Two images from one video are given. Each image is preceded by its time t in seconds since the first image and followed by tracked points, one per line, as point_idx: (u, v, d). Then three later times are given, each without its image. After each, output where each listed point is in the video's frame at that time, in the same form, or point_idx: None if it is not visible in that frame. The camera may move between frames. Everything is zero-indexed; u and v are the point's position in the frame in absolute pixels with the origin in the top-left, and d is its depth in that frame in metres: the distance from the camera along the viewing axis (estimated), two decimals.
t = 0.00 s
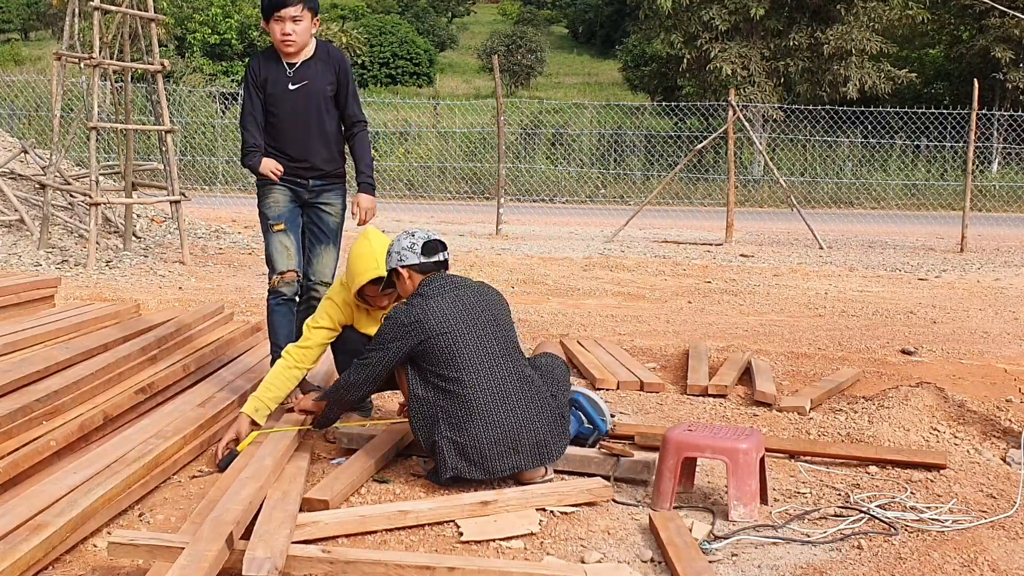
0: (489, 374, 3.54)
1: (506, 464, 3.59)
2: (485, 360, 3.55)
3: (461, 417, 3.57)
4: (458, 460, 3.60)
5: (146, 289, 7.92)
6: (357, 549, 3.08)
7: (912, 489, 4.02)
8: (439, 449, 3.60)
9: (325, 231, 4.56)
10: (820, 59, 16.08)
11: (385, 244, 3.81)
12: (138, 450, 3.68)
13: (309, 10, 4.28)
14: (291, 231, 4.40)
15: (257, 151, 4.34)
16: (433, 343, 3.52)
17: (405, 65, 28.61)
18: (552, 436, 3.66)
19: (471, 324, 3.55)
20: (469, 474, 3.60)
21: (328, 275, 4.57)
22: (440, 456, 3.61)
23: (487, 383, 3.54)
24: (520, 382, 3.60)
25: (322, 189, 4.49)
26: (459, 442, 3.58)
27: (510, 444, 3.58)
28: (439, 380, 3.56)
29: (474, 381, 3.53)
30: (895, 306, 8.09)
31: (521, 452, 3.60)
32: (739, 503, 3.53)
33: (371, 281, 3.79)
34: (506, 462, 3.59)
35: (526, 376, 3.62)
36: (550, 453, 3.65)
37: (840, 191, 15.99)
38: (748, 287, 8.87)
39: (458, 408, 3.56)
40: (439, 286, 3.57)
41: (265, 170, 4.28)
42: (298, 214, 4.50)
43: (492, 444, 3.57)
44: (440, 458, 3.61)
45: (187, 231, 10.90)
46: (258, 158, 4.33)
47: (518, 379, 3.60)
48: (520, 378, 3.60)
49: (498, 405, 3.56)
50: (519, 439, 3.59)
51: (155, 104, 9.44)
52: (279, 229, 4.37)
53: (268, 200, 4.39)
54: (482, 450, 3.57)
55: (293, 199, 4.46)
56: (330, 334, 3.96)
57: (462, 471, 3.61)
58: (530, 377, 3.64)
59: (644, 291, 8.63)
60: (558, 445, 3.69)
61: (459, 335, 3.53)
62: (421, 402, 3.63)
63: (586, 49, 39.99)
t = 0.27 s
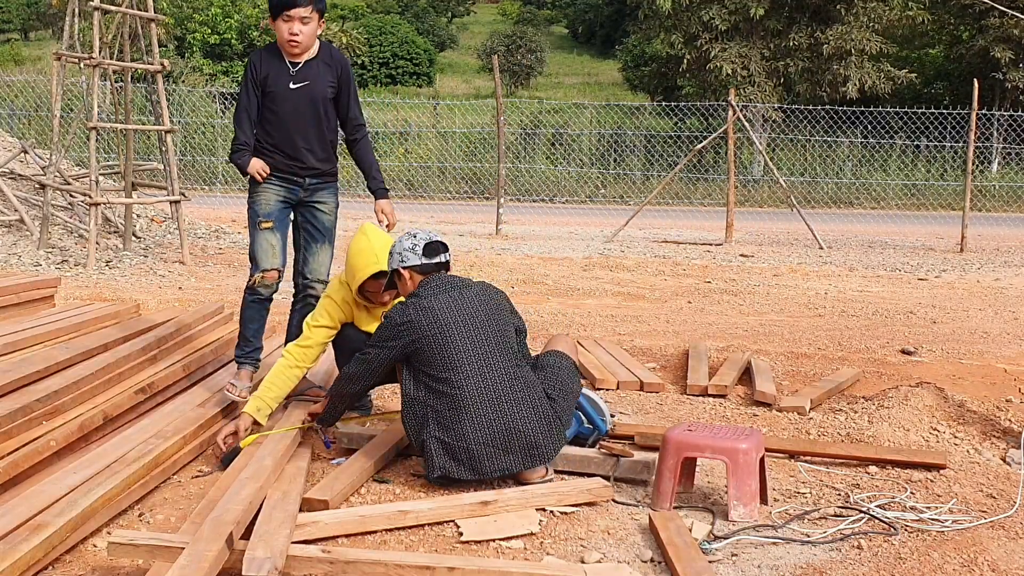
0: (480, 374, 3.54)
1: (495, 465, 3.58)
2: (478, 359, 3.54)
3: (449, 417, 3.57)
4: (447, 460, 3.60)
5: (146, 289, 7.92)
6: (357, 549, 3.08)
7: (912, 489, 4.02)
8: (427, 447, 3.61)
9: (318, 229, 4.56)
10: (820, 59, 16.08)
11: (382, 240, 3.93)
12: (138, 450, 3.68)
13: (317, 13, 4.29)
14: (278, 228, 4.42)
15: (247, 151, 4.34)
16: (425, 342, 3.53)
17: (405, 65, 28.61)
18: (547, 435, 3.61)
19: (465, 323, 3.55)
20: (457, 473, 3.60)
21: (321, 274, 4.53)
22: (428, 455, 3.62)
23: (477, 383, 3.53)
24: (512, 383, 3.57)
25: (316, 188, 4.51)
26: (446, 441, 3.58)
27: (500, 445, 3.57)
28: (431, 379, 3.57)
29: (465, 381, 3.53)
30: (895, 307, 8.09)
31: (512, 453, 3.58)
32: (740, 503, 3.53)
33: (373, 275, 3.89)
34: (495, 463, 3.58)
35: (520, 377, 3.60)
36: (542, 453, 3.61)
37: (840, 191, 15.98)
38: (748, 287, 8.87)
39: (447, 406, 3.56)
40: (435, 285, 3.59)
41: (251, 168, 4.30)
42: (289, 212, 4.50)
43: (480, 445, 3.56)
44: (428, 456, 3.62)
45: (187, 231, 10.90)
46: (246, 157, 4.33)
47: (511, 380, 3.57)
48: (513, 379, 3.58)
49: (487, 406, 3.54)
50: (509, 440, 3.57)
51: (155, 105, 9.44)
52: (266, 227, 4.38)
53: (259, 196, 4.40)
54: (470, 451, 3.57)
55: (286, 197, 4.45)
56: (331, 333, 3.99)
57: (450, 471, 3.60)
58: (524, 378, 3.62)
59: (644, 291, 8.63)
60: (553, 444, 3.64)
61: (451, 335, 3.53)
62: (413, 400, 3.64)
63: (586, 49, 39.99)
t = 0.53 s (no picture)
0: (476, 376, 3.53)
1: (484, 465, 3.59)
2: (474, 361, 3.53)
3: (442, 415, 3.58)
4: (437, 457, 3.62)
5: (146, 289, 7.92)
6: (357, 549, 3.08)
7: (912, 489, 4.02)
8: (419, 444, 3.63)
9: (306, 229, 4.55)
10: (820, 59, 16.08)
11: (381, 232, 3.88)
12: (138, 450, 3.68)
13: (311, 18, 4.30)
14: (261, 237, 4.42)
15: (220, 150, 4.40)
16: (421, 340, 3.54)
17: (405, 65, 28.61)
18: (537, 434, 3.60)
19: (464, 324, 3.54)
20: (447, 471, 3.62)
21: (312, 274, 4.50)
22: (419, 451, 3.64)
23: (471, 383, 3.53)
24: (508, 385, 3.56)
25: (303, 189, 4.51)
26: (438, 439, 3.60)
27: (492, 446, 3.57)
28: (426, 377, 3.59)
29: (459, 380, 3.53)
30: (895, 306, 8.09)
31: (503, 453, 3.58)
32: (740, 503, 3.53)
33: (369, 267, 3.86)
34: (486, 463, 3.58)
35: (515, 379, 3.58)
36: (533, 452, 3.60)
37: (840, 191, 15.98)
38: (748, 287, 8.87)
39: (441, 405, 3.57)
40: (436, 284, 3.57)
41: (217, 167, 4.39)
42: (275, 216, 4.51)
43: (470, 444, 3.56)
44: (419, 453, 3.64)
45: (187, 231, 10.90)
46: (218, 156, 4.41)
47: (507, 383, 3.56)
48: (509, 382, 3.57)
49: (481, 408, 3.53)
50: (501, 441, 3.57)
51: (155, 104, 9.44)
52: (247, 236, 4.38)
53: (244, 203, 4.42)
54: (460, 450, 3.57)
55: (271, 201, 4.45)
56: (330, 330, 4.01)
57: (440, 469, 3.62)
58: (521, 380, 3.60)
59: (643, 291, 8.63)
60: (544, 444, 3.62)
61: (448, 334, 3.52)
62: (409, 397, 3.66)
63: (586, 49, 39.99)
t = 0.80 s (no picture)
0: (479, 377, 3.53)
1: (483, 467, 3.58)
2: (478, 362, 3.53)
3: (444, 415, 3.58)
4: (436, 458, 3.62)
5: (146, 289, 7.92)
6: (357, 549, 3.08)
7: (912, 489, 4.01)
8: (418, 444, 3.63)
9: (286, 227, 4.53)
10: (820, 59, 16.07)
11: (381, 231, 3.88)
12: (138, 450, 3.68)
13: (272, 19, 4.25)
14: (232, 240, 4.46)
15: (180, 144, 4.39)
16: (425, 339, 3.54)
17: (405, 65, 28.60)
18: (536, 441, 3.61)
19: (469, 325, 3.54)
20: (445, 473, 3.62)
21: (297, 272, 4.51)
22: (418, 451, 3.63)
23: (474, 384, 3.53)
24: (510, 388, 3.56)
25: (275, 189, 4.47)
26: (438, 440, 3.60)
27: (492, 448, 3.56)
28: (428, 376, 3.58)
29: (462, 381, 3.53)
30: (895, 306, 8.10)
31: (502, 457, 3.58)
32: (740, 503, 3.53)
33: (367, 266, 3.85)
34: (484, 466, 3.58)
35: (516, 382, 3.58)
36: (532, 460, 3.62)
37: (840, 191, 15.98)
38: (748, 287, 8.87)
39: (442, 406, 3.57)
40: (441, 280, 3.56)
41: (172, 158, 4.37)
42: (250, 219, 4.53)
43: (471, 446, 3.56)
44: (419, 453, 3.63)
45: (187, 231, 10.90)
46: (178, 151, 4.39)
47: (508, 384, 3.56)
48: (511, 384, 3.57)
49: (482, 410, 3.53)
50: (500, 444, 3.56)
51: (155, 104, 9.44)
52: (218, 239, 4.44)
53: (217, 206, 4.45)
54: (460, 451, 3.57)
55: (243, 203, 4.47)
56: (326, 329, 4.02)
57: (438, 470, 3.62)
58: (523, 383, 3.60)
59: (643, 292, 8.63)
60: (543, 450, 3.64)
61: (453, 334, 3.52)
62: (410, 396, 3.66)
63: (587, 49, 40.01)
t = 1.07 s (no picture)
0: (489, 382, 3.54)
1: (491, 471, 3.59)
2: (490, 367, 3.54)
3: (454, 420, 3.57)
4: (444, 462, 3.62)
5: (146, 289, 7.92)
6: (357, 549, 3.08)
7: (912, 489, 4.01)
8: (426, 448, 3.63)
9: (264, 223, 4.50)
10: (820, 59, 16.07)
11: (388, 233, 3.91)
12: (138, 450, 3.67)
13: (243, 18, 4.25)
14: (214, 235, 4.44)
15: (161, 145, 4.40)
16: (439, 343, 3.52)
17: (405, 65, 28.60)
18: (541, 445, 3.62)
19: (482, 329, 3.54)
20: (452, 477, 3.62)
21: (285, 267, 4.49)
22: (426, 455, 3.62)
23: (486, 388, 3.54)
24: (520, 393, 3.58)
25: (252, 187, 4.48)
26: (446, 444, 3.59)
27: (499, 453, 3.57)
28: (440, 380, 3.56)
29: (475, 384, 3.53)
30: (895, 306, 8.10)
31: (509, 460, 3.59)
32: (740, 503, 3.53)
33: (376, 267, 3.86)
34: (490, 471, 3.59)
35: (526, 385, 3.60)
36: (537, 464, 3.63)
37: (840, 191, 15.99)
38: (748, 287, 8.87)
39: (452, 409, 3.57)
40: (454, 280, 3.55)
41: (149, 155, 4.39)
42: (228, 215, 4.52)
43: (480, 450, 3.56)
44: (427, 456, 3.62)
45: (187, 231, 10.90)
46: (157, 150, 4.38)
47: (518, 388, 3.58)
48: (521, 389, 3.58)
49: (492, 415, 3.55)
50: (507, 449, 3.58)
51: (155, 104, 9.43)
52: (200, 235, 4.41)
53: (196, 204, 4.45)
54: (469, 456, 3.57)
55: (221, 201, 4.47)
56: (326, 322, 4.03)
57: (445, 474, 3.61)
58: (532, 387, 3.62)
59: (644, 291, 8.63)
60: (547, 456, 3.66)
61: (466, 338, 3.52)
62: (419, 398, 3.65)
63: (586, 49, 40.01)
